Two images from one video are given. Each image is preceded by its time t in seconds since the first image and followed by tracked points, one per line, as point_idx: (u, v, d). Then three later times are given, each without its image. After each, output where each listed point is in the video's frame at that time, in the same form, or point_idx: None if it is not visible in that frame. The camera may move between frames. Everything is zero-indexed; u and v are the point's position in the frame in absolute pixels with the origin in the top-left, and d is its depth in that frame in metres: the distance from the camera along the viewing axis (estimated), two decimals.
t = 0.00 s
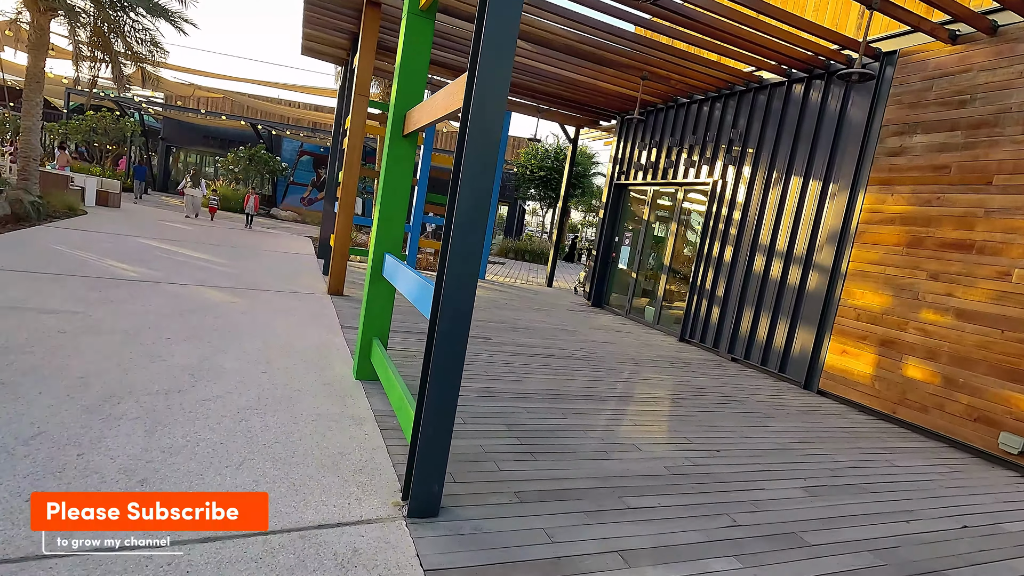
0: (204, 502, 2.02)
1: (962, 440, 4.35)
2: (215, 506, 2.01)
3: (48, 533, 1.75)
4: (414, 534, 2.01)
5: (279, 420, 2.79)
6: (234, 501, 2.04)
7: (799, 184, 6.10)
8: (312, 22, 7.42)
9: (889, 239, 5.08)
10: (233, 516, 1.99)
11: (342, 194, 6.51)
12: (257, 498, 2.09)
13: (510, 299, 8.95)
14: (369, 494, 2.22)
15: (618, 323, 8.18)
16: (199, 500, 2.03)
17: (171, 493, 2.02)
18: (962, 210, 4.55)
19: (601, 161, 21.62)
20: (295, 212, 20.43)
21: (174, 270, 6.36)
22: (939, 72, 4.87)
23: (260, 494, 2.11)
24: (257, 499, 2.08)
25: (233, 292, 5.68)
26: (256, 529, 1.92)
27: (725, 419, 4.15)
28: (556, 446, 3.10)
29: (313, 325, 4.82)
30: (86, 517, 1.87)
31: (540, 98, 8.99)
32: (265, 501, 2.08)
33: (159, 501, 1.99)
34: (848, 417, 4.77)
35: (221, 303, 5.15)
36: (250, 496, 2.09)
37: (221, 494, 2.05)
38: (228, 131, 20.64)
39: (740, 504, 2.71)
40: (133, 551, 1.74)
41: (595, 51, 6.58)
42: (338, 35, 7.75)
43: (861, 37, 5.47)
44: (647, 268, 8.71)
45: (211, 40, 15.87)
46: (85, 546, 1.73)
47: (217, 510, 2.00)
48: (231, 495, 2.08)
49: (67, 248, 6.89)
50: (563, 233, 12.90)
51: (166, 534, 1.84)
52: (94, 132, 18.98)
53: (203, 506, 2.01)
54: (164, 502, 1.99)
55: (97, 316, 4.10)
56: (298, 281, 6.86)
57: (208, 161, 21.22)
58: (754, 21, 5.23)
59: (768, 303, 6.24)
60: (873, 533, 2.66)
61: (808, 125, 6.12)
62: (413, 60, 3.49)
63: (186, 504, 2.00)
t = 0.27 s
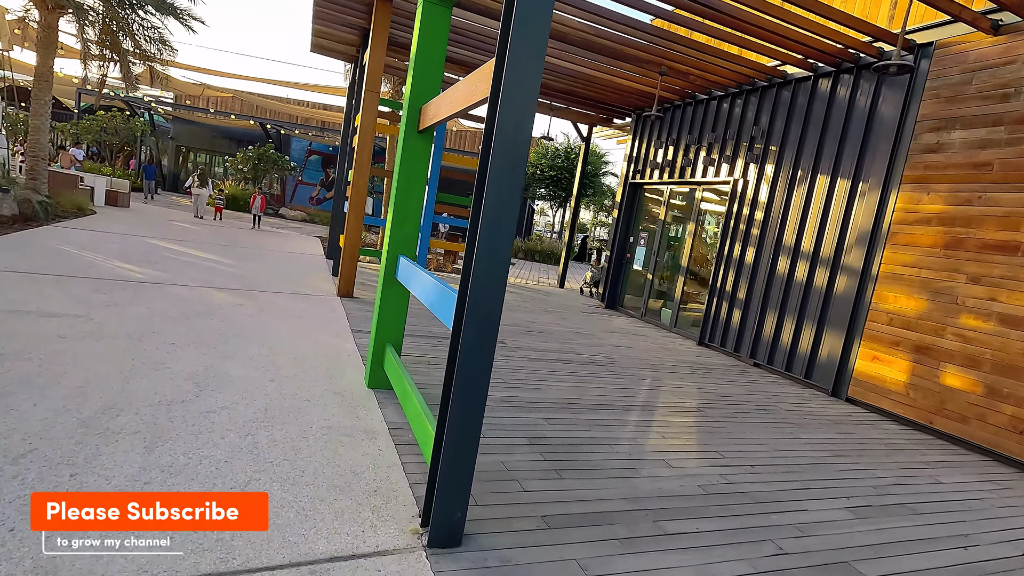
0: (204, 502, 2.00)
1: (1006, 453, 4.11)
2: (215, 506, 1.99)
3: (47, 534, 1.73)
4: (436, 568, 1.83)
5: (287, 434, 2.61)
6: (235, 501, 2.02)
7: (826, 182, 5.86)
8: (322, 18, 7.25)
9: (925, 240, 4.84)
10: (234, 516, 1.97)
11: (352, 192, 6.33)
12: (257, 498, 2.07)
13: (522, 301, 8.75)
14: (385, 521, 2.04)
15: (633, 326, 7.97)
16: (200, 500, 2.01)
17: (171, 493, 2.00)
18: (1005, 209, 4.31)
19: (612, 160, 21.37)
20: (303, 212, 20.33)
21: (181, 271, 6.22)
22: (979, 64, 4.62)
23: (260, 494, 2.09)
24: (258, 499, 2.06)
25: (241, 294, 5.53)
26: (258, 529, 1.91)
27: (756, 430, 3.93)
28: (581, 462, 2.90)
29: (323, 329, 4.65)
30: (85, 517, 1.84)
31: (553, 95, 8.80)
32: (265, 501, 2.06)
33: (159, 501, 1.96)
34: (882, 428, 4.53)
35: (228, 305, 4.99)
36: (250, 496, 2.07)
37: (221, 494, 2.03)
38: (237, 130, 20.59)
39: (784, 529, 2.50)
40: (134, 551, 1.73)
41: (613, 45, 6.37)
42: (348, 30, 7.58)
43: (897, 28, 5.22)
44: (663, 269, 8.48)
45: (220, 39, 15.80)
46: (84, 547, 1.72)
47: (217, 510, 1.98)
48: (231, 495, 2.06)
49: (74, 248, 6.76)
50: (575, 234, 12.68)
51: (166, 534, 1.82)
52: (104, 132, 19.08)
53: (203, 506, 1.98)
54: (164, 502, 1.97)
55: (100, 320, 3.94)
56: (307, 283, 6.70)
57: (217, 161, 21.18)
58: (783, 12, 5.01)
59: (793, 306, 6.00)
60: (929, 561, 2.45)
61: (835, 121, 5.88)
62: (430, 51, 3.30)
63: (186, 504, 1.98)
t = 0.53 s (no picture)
0: (204, 502, 1.99)
1: None
2: (214, 506, 1.97)
3: (47, 534, 1.71)
4: None
5: (309, 454, 2.44)
6: (234, 501, 2.01)
7: (874, 181, 5.51)
8: (346, 16, 7.14)
9: (989, 243, 4.48)
10: (233, 516, 1.96)
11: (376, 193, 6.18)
12: (258, 498, 2.06)
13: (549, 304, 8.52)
14: (414, 557, 1.85)
15: (664, 331, 7.68)
16: (200, 500, 1.99)
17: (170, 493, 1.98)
18: None
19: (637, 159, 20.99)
20: (327, 212, 20.40)
21: (204, 273, 6.17)
22: None
23: (260, 494, 2.08)
24: (258, 499, 2.05)
25: (264, 298, 5.42)
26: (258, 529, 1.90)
27: (806, 449, 3.65)
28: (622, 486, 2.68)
29: (347, 335, 4.49)
30: (85, 517, 1.82)
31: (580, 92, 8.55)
32: (265, 501, 2.05)
33: (159, 501, 1.95)
34: (942, 446, 4.20)
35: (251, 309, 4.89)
36: (250, 496, 2.06)
37: (221, 494, 2.01)
38: (262, 131, 20.76)
39: (851, 567, 2.25)
40: (133, 551, 1.71)
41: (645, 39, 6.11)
42: (372, 28, 7.46)
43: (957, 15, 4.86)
44: (695, 271, 8.17)
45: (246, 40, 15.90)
46: (84, 547, 1.70)
47: (217, 510, 1.97)
48: (231, 495, 2.05)
49: (101, 250, 6.77)
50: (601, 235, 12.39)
51: (166, 533, 1.81)
52: (134, 134, 19.47)
53: (203, 506, 1.97)
54: (164, 502, 1.95)
55: (121, 325, 3.85)
56: (331, 285, 6.58)
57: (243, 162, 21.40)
58: None
59: (838, 312, 5.66)
60: None
61: (885, 116, 5.52)
62: (459, 43, 3.11)
63: (186, 504, 1.96)
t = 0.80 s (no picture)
0: (204, 502, 2.01)
1: None
2: (214, 506, 1.99)
3: (48, 534, 1.74)
4: None
5: (343, 480, 2.28)
6: (234, 501, 2.02)
7: (939, 182, 5.12)
8: (378, 17, 7.04)
9: None
10: (233, 515, 1.97)
11: (408, 197, 6.03)
12: (257, 498, 2.07)
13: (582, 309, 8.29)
14: None
15: (704, 339, 7.36)
16: (200, 500, 2.01)
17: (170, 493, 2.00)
18: None
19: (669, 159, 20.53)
20: (357, 215, 20.50)
21: (236, 277, 6.13)
22: None
23: (259, 493, 2.09)
24: (258, 499, 2.06)
25: (295, 304, 5.33)
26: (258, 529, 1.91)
27: (874, 476, 3.35)
28: (679, 519, 2.45)
29: (379, 344, 4.34)
30: (86, 517, 1.84)
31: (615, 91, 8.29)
32: (265, 501, 2.06)
33: (159, 501, 1.96)
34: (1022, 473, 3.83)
35: (283, 316, 4.80)
36: (250, 496, 2.07)
37: (221, 494, 2.03)
38: (293, 135, 20.99)
39: None
40: (133, 552, 1.73)
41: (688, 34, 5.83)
42: (403, 29, 7.35)
43: None
44: (736, 276, 7.82)
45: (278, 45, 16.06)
46: (84, 547, 1.72)
47: (217, 510, 1.98)
48: (232, 495, 2.06)
49: (137, 254, 6.80)
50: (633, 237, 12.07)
51: (165, 534, 1.83)
52: (171, 138, 19.89)
53: (202, 506, 1.99)
54: (164, 501, 1.97)
55: (153, 334, 3.77)
56: (362, 290, 6.48)
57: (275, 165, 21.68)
58: None
59: (897, 322, 5.29)
60: None
61: (951, 112, 5.13)
62: (501, 40, 2.92)
63: (186, 504, 1.98)
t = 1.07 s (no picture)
0: (204, 502, 1.98)
1: None
2: (215, 505, 1.96)
3: (47, 534, 1.72)
4: None
5: (393, 508, 2.11)
6: (235, 500, 2.00)
7: None
8: (419, 20, 6.97)
9: None
10: (234, 515, 1.94)
11: (449, 202, 5.88)
12: (258, 498, 2.04)
13: (624, 317, 8.00)
14: None
15: (756, 351, 6.99)
16: (200, 500, 1.99)
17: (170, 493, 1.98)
18: None
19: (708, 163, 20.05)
20: (393, 220, 20.64)
21: (277, 282, 6.12)
22: None
23: (261, 493, 2.06)
24: (259, 499, 2.03)
25: (336, 310, 5.24)
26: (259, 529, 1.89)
27: (967, 511, 3.00)
28: (761, 560, 2.19)
29: (422, 355, 4.19)
30: (85, 517, 1.82)
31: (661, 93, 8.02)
32: (265, 501, 2.03)
33: (159, 501, 1.95)
34: None
35: (324, 323, 4.71)
36: (251, 496, 2.04)
37: (221, 493, 2.00)
38: (332, 141, 21.35)
39: None
40: (133, 551, 1.71)
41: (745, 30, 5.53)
42: (444, 32, 7.25)
43: None
44: (790, 285, 7.41)
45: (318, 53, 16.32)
46: (83, 547, 1.71)
47: (217, 510, 1.96)
48: (232, 495, 2.03)
49: (181, 258, 6.87)
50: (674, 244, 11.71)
51: (165, 534, 1.81)
52: (216, 145, 20.46)
53: (203, 506, 1.96)
54: (165, 502, 1.95)
55: (196, 341, 3.70)
56: (401, 297, 6.37)
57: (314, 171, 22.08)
58: None
59: (977, 337, 4.86)
60: None
61: None
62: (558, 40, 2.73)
63: (186, 504, 1.96)
